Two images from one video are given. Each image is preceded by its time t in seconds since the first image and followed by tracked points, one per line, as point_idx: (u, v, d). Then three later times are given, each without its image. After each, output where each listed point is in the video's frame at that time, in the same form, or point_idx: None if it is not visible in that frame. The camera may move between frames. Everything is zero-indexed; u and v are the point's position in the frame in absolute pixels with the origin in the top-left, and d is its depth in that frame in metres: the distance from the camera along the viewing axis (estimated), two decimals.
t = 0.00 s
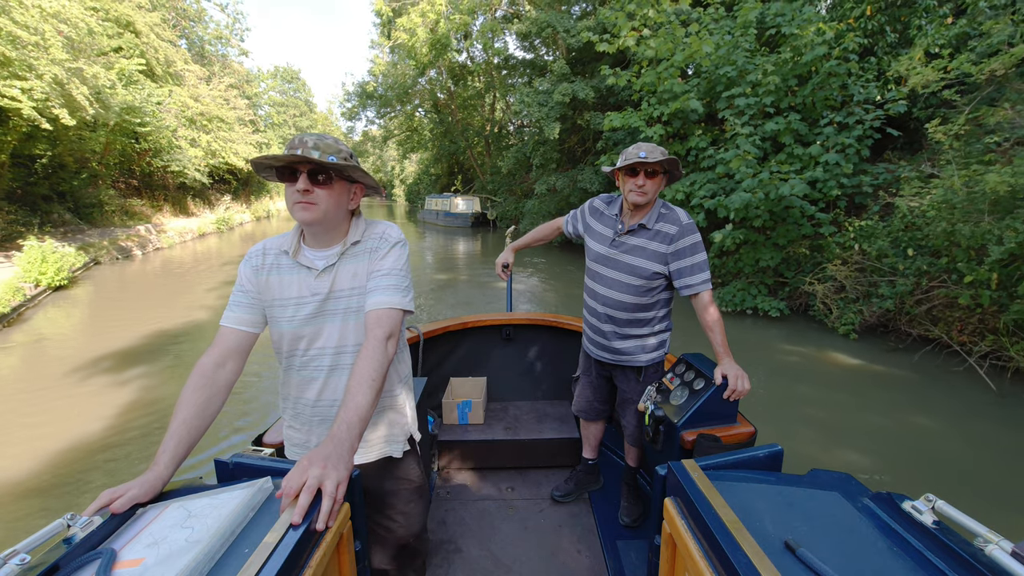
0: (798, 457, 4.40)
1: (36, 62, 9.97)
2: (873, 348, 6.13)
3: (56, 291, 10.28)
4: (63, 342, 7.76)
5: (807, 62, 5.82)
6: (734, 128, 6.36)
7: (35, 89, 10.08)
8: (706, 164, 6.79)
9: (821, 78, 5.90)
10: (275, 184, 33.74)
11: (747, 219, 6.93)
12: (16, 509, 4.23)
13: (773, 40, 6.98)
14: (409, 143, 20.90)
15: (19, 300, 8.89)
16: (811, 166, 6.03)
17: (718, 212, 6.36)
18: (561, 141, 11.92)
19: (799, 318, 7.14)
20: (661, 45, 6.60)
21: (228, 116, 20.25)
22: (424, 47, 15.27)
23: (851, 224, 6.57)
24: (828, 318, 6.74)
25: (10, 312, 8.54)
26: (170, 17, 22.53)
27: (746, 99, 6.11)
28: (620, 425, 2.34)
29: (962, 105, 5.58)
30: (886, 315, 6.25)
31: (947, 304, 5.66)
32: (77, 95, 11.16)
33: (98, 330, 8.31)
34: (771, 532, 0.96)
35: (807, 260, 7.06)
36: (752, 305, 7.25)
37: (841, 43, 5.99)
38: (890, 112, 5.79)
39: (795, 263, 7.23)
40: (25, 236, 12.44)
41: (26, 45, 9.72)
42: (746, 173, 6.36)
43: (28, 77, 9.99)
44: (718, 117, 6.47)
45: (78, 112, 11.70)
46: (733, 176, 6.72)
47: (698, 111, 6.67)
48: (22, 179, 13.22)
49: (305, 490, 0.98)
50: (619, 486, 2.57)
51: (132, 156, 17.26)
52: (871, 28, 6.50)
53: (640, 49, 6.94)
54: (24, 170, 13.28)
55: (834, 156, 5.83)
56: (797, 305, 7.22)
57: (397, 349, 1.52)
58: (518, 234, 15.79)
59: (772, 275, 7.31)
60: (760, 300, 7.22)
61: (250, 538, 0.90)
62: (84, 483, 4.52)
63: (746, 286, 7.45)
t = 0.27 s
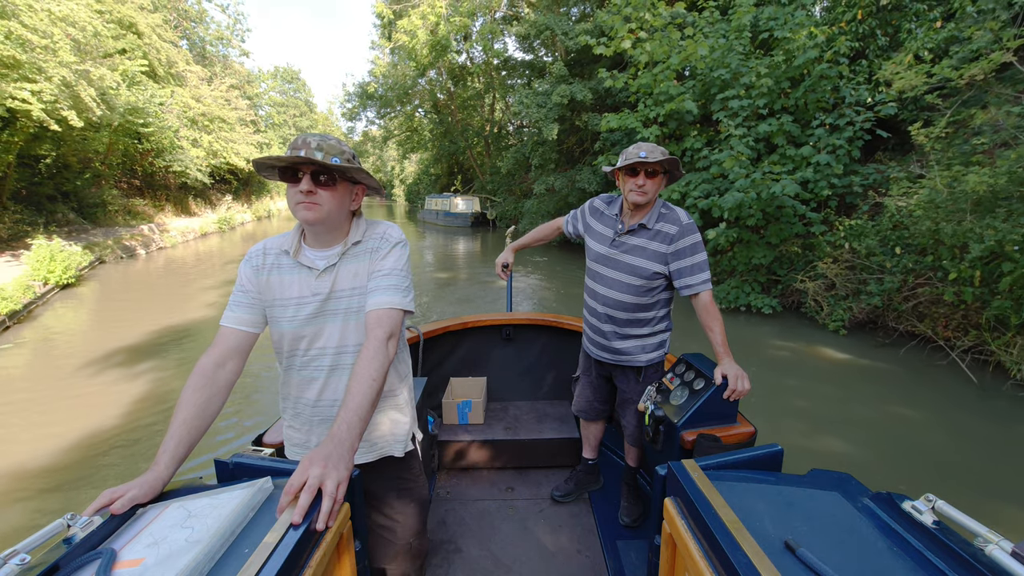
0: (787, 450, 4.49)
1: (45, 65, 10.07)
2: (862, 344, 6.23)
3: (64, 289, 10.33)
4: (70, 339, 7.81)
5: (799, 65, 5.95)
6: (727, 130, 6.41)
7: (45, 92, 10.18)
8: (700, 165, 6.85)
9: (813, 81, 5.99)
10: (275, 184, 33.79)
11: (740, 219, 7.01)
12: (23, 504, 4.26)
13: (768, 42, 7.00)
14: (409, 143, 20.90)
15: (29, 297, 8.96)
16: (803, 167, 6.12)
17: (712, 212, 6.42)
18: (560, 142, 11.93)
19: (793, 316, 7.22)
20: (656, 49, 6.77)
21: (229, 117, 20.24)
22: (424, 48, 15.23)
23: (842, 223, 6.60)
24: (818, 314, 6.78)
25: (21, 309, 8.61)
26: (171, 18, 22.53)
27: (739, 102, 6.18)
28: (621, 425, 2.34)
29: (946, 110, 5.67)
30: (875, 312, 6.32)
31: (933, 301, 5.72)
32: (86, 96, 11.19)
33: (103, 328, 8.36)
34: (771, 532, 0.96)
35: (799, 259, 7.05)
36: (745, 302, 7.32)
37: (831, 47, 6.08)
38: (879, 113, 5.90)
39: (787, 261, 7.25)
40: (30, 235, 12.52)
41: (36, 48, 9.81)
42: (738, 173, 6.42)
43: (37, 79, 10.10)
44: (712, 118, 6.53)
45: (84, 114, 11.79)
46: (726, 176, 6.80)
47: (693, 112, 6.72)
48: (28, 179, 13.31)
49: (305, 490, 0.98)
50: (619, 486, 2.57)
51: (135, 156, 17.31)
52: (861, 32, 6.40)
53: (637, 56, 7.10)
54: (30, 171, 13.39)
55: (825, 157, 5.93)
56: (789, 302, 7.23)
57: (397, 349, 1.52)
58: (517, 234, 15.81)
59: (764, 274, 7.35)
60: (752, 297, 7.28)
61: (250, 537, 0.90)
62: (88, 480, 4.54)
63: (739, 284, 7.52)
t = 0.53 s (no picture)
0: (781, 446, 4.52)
1: (53, 67, 10.15)
2: (851, 339, 6.38)
3: (71, 287, 10.41)
4: (75, 337, 7.86)
5: (792, 69, 6.07)
6: (721, 131, 6.53)
7: (54, 94, 10.25)
8: (696, 165, 6.92)
9: (805, 83, 6.10)
10: (275, 184, 33.81)
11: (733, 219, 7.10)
12: (29, 501, 4.29)
13: (762, 45, 7.04)
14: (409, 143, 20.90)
15: (39, 295, 9.04)
16: (796, 168, 6.23)
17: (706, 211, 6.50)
18: (558, 142, 11.94)
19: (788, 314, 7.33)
20: (651, 51, 6.74)
21: (230, 117, 20.24)
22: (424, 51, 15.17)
23: (833, 222, 6.61)
24: (810, 311, 6.95)
25: (32, 306, 8.73)
26: (172, 18, 22.54)
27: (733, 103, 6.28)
28: (620, 425, 2.34)
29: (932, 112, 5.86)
30: (865, 308, 6.46)
31: (920, 297, 5.84)
32: (91, 97, 11.23)
33: (107, 326, 8.40)
34: (771, 532, 0.96)
35: (792, 258, 7.16)
36: (738, 299, 7.41)
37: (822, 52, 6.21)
38: (870, 115, 6.09)
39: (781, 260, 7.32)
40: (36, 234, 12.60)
41: (44, 50, 9.90)
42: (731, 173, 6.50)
43: (47, 82, 10.18)
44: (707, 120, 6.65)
45: (91, 116, 11.87)
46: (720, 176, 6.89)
47: (688, 113, 6.78)
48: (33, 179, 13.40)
49: (305, 490, 0.98)
50: (619, 486, 2.57)
51: (138, 157, 17.36)
52: (853, 35, 6.45)
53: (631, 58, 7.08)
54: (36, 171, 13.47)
55: (817, 157, 6.06)
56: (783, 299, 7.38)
57: (397, 349, 1.52)
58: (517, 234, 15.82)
59: (758, 272, 7.43)
60: (745, 295, 7.38)
61: (250, 538, 0.90)
62: (92, 477, 4.56)
63: (734, 282, 7.62)
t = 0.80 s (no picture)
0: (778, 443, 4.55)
1: (62, 69, 10.22)
2: (840, 336, 6.45)
3: (78, 285, 10.58)
4: (81, 335, 7.94)
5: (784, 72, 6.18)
6: (716, 132, 6.69)
7: (62, 96, 10.32)
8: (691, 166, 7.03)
9: (797, 85, 6.24)
10: (276, 184, 33.82)
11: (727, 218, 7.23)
12: (35, 498, 4.32)
13: (756, 48, 7.07)
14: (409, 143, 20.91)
15: (48, 292, 9.21)
16: (788, 169, 6.38)
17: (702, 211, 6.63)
18: (557, 142, 11.95)
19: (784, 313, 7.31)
20: (648, 54, 6.83)
21: (232, 117, 20.26)
22: (424, 53, 15.12)
23: (824, 221, 6.76)
24: (801, 308, 7.00)
25: (42, 303, 8.88)
26: (173, 19, 22.56)
27: (728, 105, 6.40)
28: (621, 425, 2.34)
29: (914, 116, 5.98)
30: (854, 305, 6.54)
31: (908, 294, 5.96)
32: (99, 98, 11.27)
33: (110, 325, 8.46)
34: (771, 532, 0.96)
35: (785, 256, 7.27)
36: (732, 297, 7.45)
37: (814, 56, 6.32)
38: (861, 116, 6.19)
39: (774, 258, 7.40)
40: (41, 234, 12.68)
41: (53, 53, 9.92)
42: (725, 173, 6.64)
43: (55, 84, 10.25)
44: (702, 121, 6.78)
45: (97, 118, 11.93)
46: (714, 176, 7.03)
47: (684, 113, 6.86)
48: (39, 179, 13.46)
49: (305, 490, 0.98)
50: (619, 485, 2.57)
51: (140, 157, 17.39)
52: (845, 38, 6.74)
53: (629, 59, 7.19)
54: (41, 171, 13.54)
55: (808, 159, 6.26)
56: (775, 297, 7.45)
57: (397, 349, 1.52)
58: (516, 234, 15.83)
59: (751, 270, 7.50)
60: (739, 292, 7.44)
61: (250, 537, 0.90)
62: (96, 474, 4.59)
63: (728, 280, 7.70)
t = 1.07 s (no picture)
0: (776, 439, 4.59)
1: (70, 72, 10.30)
2: (831, 332, 6.52)
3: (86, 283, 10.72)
4: (87, 333, 8.02)
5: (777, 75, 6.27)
6: (710, 133, 6.83)
7: (70, 98, 10.40)
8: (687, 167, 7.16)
9: (790, 87, 6.36)
10: (276, 183, 33.84)
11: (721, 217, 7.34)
12: (40, 496, 4.35)
13: (750, 51, 7.15)
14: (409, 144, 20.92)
15: (58, 290, 9.36)
16: (780, 169, 6.51)
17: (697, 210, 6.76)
18: (557, 142, 11.96)
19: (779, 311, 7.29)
20: (644, 57, 7.02)
21: (233, 118, 20.28)
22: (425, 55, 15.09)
23: (816, 221, 6.81)
24: (794, 305, 7.04)
25: (53, 300, 9.04)
26: (174, 20, 22.59)
27: (722, 107, 6.53)
28: (621, 425, 2.34)
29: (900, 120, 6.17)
30: (845, 302, 6.62)
31: (895, 291, 6.03)
32: (105, 100, 11.33)
33: (113, 324, 8.50)
34: (771, 532, 0.96)
35: (778, 255, 7.34)
36: (726, 294, 7.53)
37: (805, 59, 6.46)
38: (852, 119, 6.27)
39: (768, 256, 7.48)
40: (47, 233, 12.79)
41: (61, 56, 10.04)
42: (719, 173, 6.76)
43: (63, 86, 10.33)
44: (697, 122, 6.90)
45: (103, 119, 11.86)
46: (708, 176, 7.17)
47: (680, 114, 7.00)
48: (44, 180, 13.52)
49: (305, 490, 0.98)
50: (619, 486, 2.57)
51: (143, 157, 17.43)
52: (837, 42, 6.71)
53: (624, 61, 7.39)
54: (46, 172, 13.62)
55: (800, 159, 6.39)
56: (769, 294, 7.50)
57: (396, 349, 1.52)
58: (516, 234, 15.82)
59: (746, 268, 7.58)
60: (733, 290, 7.51)
61: (250, 538, 0.90)
62: (101, 472, 4.62)
63: (723, 278, 7.78)
